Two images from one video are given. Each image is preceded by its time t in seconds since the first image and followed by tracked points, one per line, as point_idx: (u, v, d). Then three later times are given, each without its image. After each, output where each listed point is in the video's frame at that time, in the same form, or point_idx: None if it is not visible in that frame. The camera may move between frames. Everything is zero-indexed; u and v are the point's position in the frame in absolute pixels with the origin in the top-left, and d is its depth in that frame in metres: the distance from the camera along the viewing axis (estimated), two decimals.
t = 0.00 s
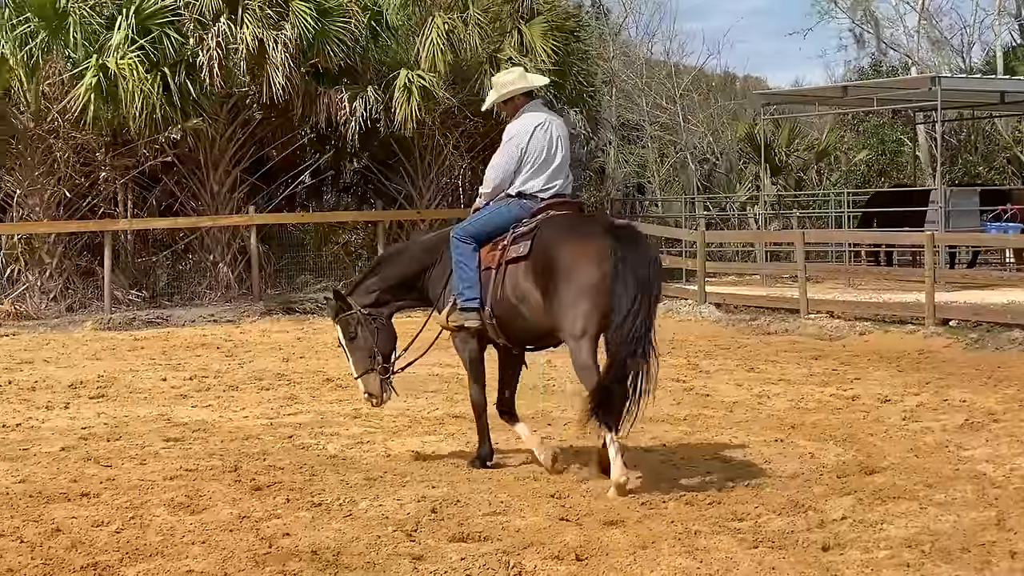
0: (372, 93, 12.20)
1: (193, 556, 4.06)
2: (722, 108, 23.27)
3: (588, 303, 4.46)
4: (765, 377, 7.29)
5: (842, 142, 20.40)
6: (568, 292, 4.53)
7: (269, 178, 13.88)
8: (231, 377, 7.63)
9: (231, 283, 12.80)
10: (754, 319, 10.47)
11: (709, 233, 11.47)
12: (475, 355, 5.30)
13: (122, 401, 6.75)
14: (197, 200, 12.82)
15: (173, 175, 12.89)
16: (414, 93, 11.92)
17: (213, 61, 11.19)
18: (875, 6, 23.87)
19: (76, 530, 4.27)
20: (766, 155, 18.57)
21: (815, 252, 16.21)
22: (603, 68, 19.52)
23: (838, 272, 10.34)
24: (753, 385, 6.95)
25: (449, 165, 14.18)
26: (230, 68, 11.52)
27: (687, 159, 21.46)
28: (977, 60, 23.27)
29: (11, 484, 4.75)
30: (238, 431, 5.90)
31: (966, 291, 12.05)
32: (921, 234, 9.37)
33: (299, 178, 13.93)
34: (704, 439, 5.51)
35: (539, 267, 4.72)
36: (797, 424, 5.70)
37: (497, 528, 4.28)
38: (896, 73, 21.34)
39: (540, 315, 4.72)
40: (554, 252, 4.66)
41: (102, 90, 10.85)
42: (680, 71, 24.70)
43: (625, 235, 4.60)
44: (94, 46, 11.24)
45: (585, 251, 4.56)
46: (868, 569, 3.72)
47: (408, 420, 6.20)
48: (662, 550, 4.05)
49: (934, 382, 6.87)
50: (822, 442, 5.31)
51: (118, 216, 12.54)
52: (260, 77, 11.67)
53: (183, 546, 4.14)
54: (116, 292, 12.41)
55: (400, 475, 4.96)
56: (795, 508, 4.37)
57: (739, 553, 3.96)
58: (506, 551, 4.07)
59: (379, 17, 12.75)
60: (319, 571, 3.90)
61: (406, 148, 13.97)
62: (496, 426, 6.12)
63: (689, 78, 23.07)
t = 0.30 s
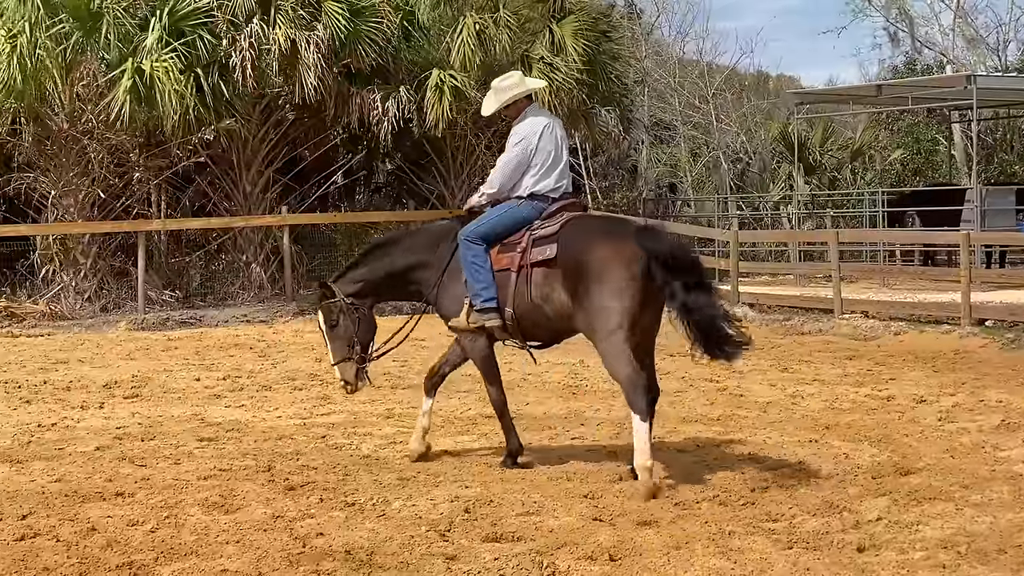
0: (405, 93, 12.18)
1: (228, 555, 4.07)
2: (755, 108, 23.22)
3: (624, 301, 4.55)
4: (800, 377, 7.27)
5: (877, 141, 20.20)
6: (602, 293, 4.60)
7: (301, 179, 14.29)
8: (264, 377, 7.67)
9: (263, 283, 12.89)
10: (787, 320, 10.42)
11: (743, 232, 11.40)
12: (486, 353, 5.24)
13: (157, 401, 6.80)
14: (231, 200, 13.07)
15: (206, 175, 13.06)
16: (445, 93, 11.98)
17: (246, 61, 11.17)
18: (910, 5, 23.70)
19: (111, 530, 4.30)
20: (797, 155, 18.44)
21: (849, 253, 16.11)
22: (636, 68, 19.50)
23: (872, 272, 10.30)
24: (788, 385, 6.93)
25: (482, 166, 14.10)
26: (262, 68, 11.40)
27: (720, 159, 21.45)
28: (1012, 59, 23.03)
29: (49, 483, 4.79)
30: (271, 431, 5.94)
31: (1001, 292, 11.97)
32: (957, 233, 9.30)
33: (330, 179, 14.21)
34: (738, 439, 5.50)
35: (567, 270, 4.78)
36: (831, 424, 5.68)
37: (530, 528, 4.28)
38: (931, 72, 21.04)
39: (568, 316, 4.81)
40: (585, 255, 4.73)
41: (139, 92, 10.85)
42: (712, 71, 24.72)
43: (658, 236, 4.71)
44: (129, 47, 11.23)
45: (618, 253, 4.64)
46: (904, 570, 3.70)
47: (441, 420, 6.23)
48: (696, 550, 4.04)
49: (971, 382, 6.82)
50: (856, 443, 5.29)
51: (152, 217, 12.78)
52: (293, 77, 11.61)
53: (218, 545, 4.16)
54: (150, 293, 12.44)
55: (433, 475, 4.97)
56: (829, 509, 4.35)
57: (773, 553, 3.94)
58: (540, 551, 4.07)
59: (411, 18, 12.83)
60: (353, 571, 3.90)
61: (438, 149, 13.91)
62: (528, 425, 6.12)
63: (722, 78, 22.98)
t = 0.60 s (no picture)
0: (441, 93, 12.31)
1: (265, 554, 4.09)
2: (791, 108, 23.19)
3: (627, 300, 4.91)
4: (836, 378, 7.26)
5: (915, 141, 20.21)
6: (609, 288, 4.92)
7: (338, 181, 14.44)
8: (300, 377, 7.73)
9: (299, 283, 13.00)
10: (823, 320, 10.37)
11: (778, 232, 11.37)
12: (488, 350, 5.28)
13: (195, 400, 6.87)
14: (267, 201, 13.16)
15: (242, 176, 13.21)
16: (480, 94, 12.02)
17: (282, 63, 11.19)
18: (948, 4, 23.59)
19: (149, 529, 4.34)
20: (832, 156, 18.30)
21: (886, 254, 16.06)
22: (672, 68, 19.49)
23: (909, 273, 10.23)
24: (824, 386, 6.93)
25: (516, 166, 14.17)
26: (299, 70, 11.48)
27: (757, 159, 21.44)
28: None
29: (89, 483, 4.84)
30: (307, 431, 5.98)
31: None
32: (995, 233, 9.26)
33: (366, 180, 14.36)
34: (775, 439, 5.49)
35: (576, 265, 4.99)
36: (868, 425, 5.66)
37: (567, 528, 4.28)
38: (968, 72, 20.91)
39: (572, 310, 5.01)
40: (596, 252, 4.98)
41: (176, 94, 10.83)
42: (749, 71, 24.65)
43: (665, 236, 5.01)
44: (166, 49, 11.20)
45: (630, 251, 4.92)
46: (942, 572, 3.68)
47: (476, 421, 6.27)
48: (732, 551, 4.04)
49: (1010, 384, 6.79)
50: (893, 444, 5.27)
51: (188, 218, 12.85)
52: (329, 78, 11.73)
53: (255, 545, 4.18)
54: (188, 293, 12.49)
55: (468, 475, 4.99)
56: (867, 510, 4.33)
57: (810, 554, 3.93)
58: (577, 551, 4.07)
59: (447, 19, 12.87)
60: (390, 570, 3.91)
61: (473, 150, 14.03)
62: (563, 426, 6.15)
63: (756, 78, 22.85)
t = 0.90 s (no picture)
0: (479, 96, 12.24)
1: (305, 555, 4.10)
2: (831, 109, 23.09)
3: (631, 316, 5.02)
4: (877, 380, 7.22)
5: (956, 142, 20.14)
6: (610, 300, 5.04)
7: (376, 182, 14.37)
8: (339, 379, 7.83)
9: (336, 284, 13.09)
10: (864, 321, 10.32)
11: (818, 233, 11.26)
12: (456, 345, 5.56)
13: (235, 403, 6.98)
14: (307, 202, 13.29)
15: (282, 177, 13.29)
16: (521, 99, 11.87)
17: (320, 64, 11.24)
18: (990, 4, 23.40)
19: (189, 529, 4.37)
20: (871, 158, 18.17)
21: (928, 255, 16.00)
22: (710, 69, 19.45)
23: (952, 273, 10.17)
24: (865, 389, 6.89)
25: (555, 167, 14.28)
26: (338, 72, 11.45)
27: (796, 160, 21.41)
28: None
29: (131, 483, 4.92)
30: (347, 433, 6.07)
31: None
32: None
33: (405, 182, 14.16)
34: (817, 442, 5.47)
35: (578, 276, 5.12)
36: (910, 428, 5.63)
37: (605, 530, 4.28)
38: (1009, 72, 20.71)
39: (577, 319, 5.16)
40: (597, 262, 5.10)
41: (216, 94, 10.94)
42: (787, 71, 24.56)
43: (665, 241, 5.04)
44: (207, 51, 11.37)
45: (631, 260, 5.03)
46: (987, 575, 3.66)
47: (515, 423, 6.31)
48: (773, 554, 4.02)
49: None
50: (935, 447, 5.24)
51: (228, 219, 12.85)
52: (368, 80, 11.59)
53: (295, 545, 4.20)
54: (227, 293, 12.53)
55: (507, 477, 5.02)
56: (909, 513, 4.31)
57: (851, 558, 3.91)
58: (617, 553, 4.07)
59: (485, 20, 12.84)
60: (430, 571, 3.92)
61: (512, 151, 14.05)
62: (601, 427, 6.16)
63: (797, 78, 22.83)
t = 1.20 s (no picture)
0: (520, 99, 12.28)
1: (349, 555, 4.11)
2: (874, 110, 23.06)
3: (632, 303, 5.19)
4: (921, 383, 7.19)
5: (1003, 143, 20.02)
6: (614, 293, 5.22)
7: (417, 183, 14.29)
8: (383, 380, 8.01)
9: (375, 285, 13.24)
10: (908, 324, 10.35)
11: (863, 235, 11.21)
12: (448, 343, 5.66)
13: (279, 402, 7.15)
14: (349, 203, 13.42)
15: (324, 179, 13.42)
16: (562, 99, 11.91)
17: (363, 66, 11.35)
18: None
19: (234, 528, 4.41)
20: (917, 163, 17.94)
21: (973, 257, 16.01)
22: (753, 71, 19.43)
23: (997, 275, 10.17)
24: (909, 391, 6.87)
25: (597, 169, 14.39)
26: (380, 74, 11.56)
27: (838, 161, 21.41)
28: None
29: (174, 481, 5.05)
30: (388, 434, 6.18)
31: None
32: None
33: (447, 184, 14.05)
34: (861, 445, 5.46)
35: (578, 272, 5.26)
36: (955, 431, 5.61)
37: (649, 532, 4.28)
38: None
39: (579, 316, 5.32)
40: (594, 256, 5.25)
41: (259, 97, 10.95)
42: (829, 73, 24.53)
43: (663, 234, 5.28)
44: (250, 53, 11.34)
45: (630, 251, 5.22)
46: None
47: (556, 424, 6.37)
48: (817, 557, 4.00)
49: None
50: (980, 450, 5.21)
51: (271, 220, 13.05)
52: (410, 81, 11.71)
53: (339, 545, 4.21)
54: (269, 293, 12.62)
55: (549, 478, 5.06)
56: (955, 516, 4.29)
57: (897, 560, 3.90)
58: (660, 555, 4.06)
59: (528, 23, 12.90)
60: (473, 571, 3.93)
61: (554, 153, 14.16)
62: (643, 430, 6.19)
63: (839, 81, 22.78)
